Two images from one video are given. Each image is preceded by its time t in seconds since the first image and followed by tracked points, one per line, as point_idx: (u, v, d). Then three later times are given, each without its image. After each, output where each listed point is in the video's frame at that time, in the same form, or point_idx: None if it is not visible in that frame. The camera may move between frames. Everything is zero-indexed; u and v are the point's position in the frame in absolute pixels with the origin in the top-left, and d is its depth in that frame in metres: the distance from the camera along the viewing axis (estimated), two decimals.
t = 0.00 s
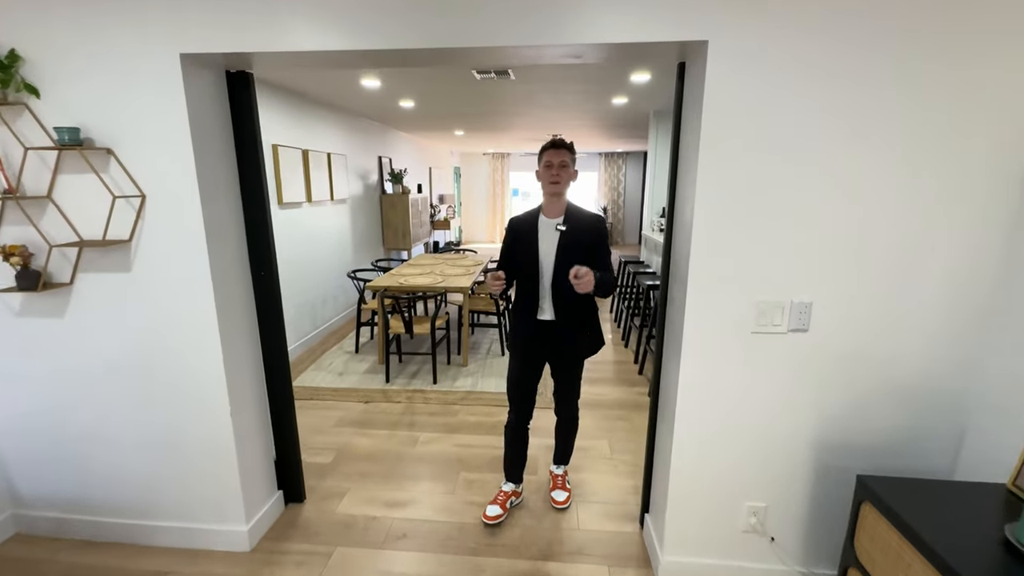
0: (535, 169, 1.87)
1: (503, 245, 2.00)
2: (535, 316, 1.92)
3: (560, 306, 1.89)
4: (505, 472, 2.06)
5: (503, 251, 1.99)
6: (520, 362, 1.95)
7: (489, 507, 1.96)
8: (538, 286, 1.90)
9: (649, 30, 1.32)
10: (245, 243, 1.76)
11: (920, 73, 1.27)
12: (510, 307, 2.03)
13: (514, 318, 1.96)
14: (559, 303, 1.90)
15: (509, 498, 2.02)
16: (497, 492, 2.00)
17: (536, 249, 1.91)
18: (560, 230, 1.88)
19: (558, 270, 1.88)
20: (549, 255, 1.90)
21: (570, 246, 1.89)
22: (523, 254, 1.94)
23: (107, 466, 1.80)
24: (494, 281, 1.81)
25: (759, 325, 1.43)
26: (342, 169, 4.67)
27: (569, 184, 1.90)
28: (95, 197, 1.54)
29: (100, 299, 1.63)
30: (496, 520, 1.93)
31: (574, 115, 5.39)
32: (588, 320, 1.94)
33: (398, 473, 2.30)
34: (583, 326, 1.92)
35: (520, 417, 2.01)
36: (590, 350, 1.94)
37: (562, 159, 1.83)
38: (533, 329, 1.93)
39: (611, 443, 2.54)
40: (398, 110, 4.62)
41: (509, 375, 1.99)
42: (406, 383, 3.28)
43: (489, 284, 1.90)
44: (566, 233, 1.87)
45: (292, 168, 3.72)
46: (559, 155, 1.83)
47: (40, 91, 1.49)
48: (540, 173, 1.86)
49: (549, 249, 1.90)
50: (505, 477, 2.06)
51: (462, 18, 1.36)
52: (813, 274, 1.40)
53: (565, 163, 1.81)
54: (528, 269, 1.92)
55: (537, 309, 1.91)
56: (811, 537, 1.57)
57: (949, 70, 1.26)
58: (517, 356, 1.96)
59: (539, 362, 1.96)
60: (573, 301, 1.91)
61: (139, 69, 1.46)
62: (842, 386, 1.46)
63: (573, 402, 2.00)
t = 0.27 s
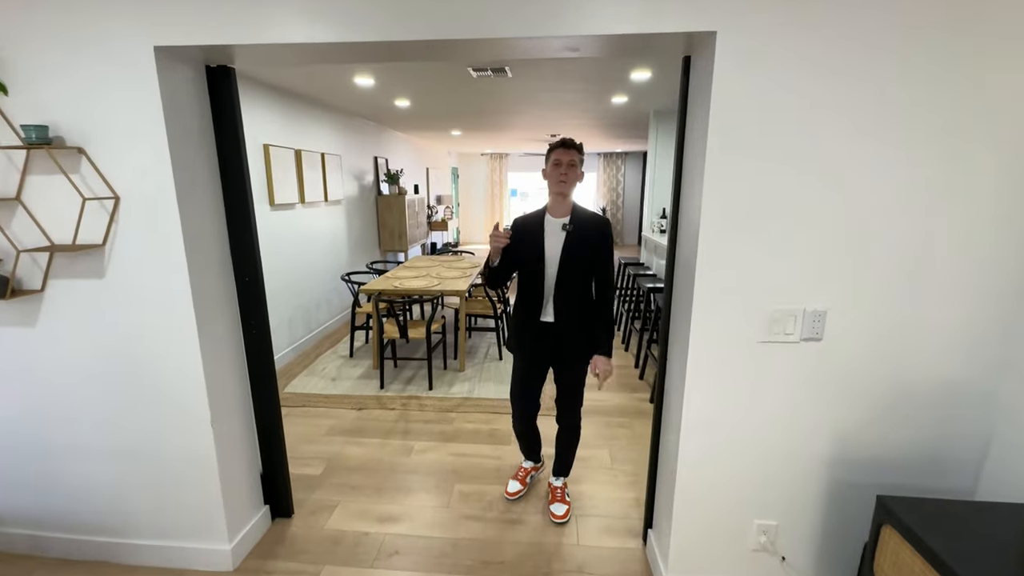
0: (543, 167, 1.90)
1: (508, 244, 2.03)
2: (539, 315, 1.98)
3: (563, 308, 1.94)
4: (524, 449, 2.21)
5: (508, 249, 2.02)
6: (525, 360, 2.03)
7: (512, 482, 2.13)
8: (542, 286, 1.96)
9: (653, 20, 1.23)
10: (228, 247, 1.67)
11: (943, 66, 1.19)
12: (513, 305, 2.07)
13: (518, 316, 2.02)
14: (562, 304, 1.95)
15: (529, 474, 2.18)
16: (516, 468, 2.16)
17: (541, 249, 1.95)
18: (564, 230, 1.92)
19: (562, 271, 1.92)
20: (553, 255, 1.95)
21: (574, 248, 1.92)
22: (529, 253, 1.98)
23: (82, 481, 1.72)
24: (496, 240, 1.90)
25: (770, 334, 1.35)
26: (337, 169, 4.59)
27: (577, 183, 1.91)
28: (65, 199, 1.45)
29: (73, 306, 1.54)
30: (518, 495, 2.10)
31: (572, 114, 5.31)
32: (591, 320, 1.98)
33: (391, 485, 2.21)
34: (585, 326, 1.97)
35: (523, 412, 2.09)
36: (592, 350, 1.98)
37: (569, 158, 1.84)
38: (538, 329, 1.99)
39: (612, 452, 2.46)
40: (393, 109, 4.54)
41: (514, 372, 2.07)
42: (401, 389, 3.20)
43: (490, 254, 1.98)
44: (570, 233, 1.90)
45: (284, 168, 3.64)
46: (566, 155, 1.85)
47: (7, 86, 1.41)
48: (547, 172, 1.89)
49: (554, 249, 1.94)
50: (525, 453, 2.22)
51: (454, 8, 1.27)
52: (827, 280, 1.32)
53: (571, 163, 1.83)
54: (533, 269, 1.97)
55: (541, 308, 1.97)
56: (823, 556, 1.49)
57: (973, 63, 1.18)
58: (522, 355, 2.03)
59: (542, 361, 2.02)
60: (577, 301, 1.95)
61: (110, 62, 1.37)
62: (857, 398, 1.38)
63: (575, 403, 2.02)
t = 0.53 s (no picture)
0: (547, 164, 1.84)
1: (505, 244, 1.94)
2: (546, 316, 1.91)
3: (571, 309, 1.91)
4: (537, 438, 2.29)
5: (506, 248, 1.94)
6: (529, 364, 1.96)
7: (529, 470, 2.22)
8: (548, 288, 1.91)
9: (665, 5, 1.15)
10: (213, 249, 1.59)
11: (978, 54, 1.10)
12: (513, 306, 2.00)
13: (521, 318, 1.95)
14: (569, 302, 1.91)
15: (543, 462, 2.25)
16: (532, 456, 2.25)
17: (545, 247, 1.89)
18: (572, 230, 1.88)
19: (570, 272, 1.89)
20: (558, 256, 1.90)
21: (579, 249, 1.88)
22: (531, 254, 1.91)
23: (58, 496, 1.63)
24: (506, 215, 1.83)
25: (788, 341, 1.27)
26: (333, 169, 4.50)
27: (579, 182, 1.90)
28: (38, 199, 1.37)
29: (49, 312, 1.46)
30: (535, 483, 2.19)
31: (572, 112, 5.23)
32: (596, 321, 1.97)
33: (387, 496, 2.12)
34: (591, 328, 1.95)
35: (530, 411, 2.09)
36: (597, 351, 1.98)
37: (575, 157, 1.82)
38: (542, 332, 1.93)
39: (616, 460, 2.38)
40: (390, 107, 4.45)
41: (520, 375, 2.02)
42: (399, 394, 3.11)
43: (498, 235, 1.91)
44: (576, 233, 1.87)
45: (278, 168, 3.55)
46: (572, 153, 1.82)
47: None
48: (552, 169, 1.83)
49: (559, 247, 1.88)
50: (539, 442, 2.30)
51: None
52: (851, 285, 1.23)
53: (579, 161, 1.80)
54: (537, 270, 1.90)
55: (546, 311, 1.92)
56: None
57: (1009, 51, 1.10)
58: (526, 359, 1.97)
59: (547, 364, 1.96)
60: (581, 300, 1.92)
61: (84, 53, 1.29)
62: (880, 410, 1.30)
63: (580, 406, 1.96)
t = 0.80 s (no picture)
0: (546, 166, 1.79)
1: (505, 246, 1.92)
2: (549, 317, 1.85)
3: (575, 310, 1.86)
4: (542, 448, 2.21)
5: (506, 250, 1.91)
6: (533, 367, 1.89)
7: (535, 481, 2.14)
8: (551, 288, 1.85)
9: None
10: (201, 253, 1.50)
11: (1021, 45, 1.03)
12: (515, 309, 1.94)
13: (524, 320, 1.89)
14: (572, 303, 1.86)
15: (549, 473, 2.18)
16: (538, 466, 2.17)
17: (548, 247, 1.84)
18: (572, 232, 1.84)
19: (573, 272, 1.85)
20: (562, 256, 1.85)
21: (583, 249, 1.84)
22: (534, 255, 1.86)
23: (36, 516, 1.53)
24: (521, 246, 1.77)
25: (812, 351, 1.19)
26: (330, 169, 4.41)
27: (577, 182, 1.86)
28: (12, 199, 1.28)
29: (25, 320, 1.37)
30: (541, 494, 2.11)
31: (572, 111, 5.15)
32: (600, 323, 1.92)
33: (385, 510, 2.04)
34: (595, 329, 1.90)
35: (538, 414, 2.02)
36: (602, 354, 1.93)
37: (574, 158, 1.77)
38: (547, 333, 1.86)
39: (622, 470, 2.30)
40: (387, 106, 4.37)
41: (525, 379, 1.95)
42: (397, 401, 3.03)
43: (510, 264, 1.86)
44: (578, 233, 1.83)
45: (272, 168, 3.46)
46: (571, 155, 1.77)
47: None
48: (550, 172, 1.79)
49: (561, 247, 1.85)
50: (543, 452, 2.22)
51: None
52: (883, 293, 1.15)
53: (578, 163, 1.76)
54: (541, 270, 1.85)
55: (550, 312, 1.86)
56: None
57: None
58: (530, 362, 1.90)
59: (552, 368, 1.90)
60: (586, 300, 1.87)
61: (59, 43, 1.20)
62: (910, 425, 1.22)
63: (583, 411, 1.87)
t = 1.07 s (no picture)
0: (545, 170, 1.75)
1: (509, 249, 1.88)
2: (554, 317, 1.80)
3: (583, 310, 1.80)
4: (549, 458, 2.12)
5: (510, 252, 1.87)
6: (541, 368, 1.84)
7: (541, 493, 2.06)
8: (559, 288, 1.80)
9: None
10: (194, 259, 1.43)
11: None
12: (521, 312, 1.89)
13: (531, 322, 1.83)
14: (578, 303, 1.81)
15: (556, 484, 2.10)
16: (546, 477, 2.08)
17: (552, 249, 1.79)
18: (576, 233, 1.79)
19: (581, 271, 1.79)
20: (568, 256, 1.80)
21: (590, 247, 1.79)
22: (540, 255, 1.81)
23: (16, 540, 1.44)
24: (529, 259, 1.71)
25: (845, 367, 1.12)
26: (327, 170, 4.33)
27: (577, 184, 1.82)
28: None
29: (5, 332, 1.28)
30: (548, 506, 2.04)
31: (573, 111, 5.10)
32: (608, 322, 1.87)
33: (387, 525, 1.96)
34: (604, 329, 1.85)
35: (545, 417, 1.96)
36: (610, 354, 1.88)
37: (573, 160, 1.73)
38: (554, 333, 1.81)
39: (631, 481, 2.23)
40: (386, 105, 4.29)
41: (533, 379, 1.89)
42: (397, 408, 2.95)
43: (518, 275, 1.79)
44: (583, 234, 1.78)
45: (269, 168, 3.38)
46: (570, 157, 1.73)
47: None
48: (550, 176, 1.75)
49: (566, 249, 1.80)
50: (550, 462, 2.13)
51: None
52: (920, 306, 1.09)
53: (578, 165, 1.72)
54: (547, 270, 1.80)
55: (558, 312, 1.80)
56: None
57: None
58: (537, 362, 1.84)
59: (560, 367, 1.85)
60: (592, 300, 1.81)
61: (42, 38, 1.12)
62: (944, 443, 1.16)
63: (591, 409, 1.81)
